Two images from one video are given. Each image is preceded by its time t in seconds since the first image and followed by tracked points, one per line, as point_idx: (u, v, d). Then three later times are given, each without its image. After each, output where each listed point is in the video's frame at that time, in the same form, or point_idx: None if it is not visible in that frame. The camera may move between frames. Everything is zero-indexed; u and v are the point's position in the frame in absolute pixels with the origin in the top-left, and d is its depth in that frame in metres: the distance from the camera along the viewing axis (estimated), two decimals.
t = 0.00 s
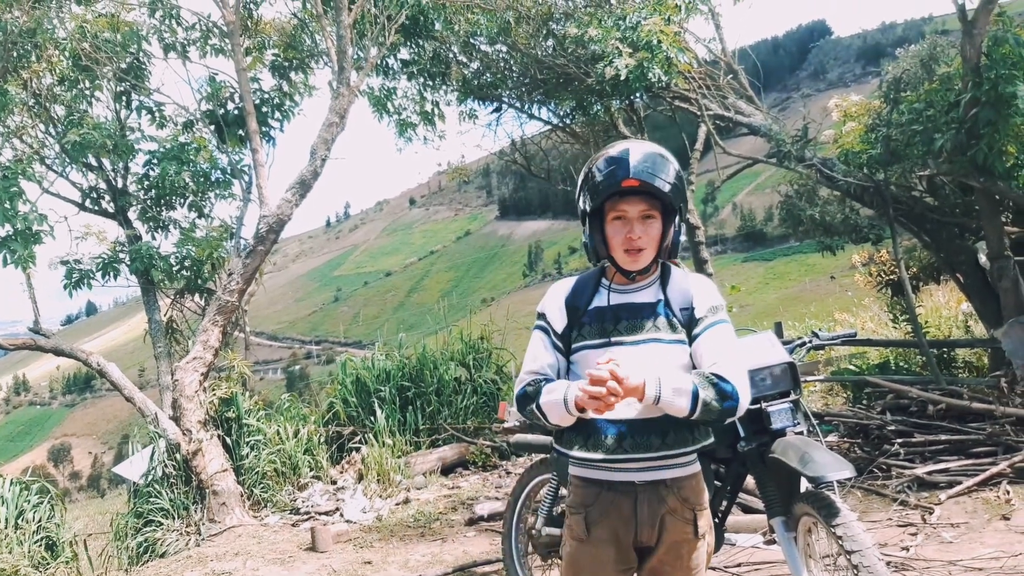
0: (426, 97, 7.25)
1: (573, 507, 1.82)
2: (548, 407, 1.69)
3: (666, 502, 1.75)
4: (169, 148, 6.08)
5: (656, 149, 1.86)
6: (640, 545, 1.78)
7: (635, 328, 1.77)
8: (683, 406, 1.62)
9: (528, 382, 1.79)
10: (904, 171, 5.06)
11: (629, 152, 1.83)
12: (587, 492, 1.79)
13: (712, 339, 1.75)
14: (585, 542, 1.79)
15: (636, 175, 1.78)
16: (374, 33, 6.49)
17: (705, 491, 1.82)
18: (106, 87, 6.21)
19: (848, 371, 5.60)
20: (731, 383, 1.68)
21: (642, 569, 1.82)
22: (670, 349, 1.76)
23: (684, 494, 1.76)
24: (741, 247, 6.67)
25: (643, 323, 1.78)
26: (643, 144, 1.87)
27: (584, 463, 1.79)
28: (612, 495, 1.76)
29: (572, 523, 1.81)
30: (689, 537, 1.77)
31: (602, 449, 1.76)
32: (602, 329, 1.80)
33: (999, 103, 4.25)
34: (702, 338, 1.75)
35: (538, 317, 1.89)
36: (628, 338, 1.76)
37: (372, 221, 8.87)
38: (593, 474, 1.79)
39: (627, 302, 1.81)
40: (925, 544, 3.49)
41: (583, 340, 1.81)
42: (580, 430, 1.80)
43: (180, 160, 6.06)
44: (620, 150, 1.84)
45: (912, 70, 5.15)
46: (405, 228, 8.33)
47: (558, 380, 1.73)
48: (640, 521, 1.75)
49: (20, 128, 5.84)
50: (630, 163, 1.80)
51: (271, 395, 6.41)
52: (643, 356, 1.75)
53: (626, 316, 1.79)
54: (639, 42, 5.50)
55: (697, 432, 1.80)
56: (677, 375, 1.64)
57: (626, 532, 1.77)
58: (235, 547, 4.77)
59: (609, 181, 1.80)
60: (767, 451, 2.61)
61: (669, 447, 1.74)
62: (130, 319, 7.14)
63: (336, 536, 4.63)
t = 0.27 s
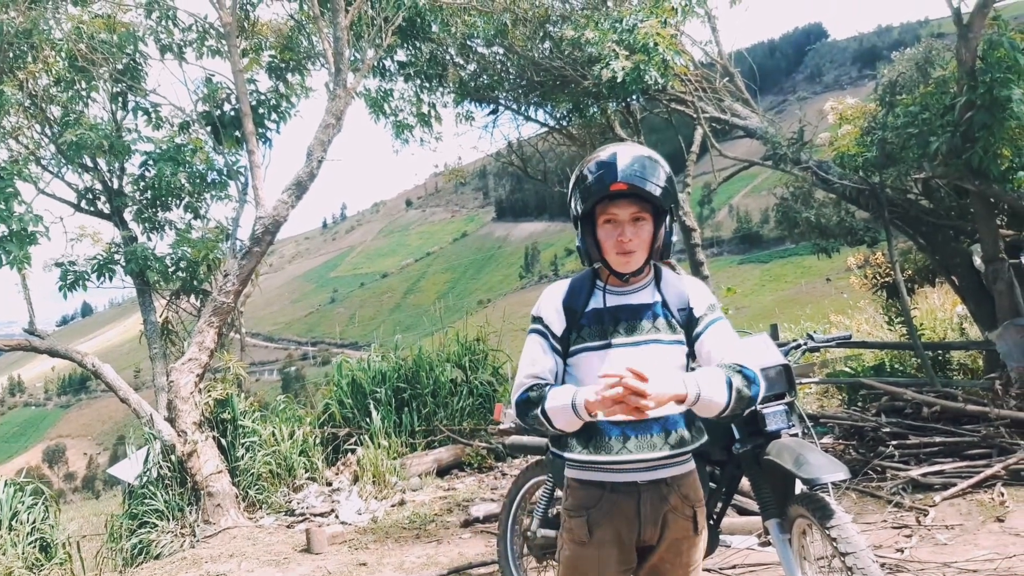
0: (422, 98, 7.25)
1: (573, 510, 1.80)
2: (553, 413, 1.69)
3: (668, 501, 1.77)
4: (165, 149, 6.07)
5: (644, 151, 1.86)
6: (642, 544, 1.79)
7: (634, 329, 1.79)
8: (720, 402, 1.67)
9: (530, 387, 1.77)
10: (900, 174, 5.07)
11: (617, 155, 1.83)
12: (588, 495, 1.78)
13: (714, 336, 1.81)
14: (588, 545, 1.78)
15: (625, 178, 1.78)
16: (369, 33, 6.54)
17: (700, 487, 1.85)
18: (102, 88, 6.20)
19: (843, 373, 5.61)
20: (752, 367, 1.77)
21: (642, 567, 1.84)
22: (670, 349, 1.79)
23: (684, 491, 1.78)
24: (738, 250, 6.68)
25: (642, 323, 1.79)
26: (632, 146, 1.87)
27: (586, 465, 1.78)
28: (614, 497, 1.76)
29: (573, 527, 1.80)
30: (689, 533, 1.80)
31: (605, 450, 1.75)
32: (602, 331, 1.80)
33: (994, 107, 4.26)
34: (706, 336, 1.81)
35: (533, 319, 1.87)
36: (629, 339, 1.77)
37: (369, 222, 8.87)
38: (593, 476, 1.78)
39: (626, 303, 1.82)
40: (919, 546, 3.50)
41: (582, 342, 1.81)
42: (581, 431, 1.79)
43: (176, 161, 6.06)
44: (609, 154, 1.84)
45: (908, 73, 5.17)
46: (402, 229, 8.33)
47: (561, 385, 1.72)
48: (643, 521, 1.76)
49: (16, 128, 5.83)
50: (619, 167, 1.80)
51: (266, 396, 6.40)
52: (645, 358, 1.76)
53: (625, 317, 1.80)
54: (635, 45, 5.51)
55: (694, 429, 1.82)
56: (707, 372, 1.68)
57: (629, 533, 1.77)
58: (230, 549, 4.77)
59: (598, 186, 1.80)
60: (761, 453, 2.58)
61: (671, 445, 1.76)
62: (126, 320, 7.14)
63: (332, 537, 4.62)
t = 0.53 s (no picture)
0: (418, 98, 7.24)
1: (571, 509, 1.81)
2: (507, 377, 1.71)
3: (665, 498, 1.78)
4: (160, 148, 6.06)
5: (632, 155, 1.85)
6: (640, 543, 1.80)
7: (631, 327, 1.80)
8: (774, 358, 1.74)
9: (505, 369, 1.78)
10: (895, 174, 5.08)
11: (604, 161, 1.82)
12: (586, 494, 1.80)
13: (713, 318, 1.81)
14: (586, 544, 1.78)
15: (612, 184, 1.78)
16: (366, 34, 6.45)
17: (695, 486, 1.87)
18: (97, 87, 6.18)
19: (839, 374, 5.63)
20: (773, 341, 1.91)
21: (638, 568, 1.84)
22: (666, 347, 1.80)
23: (681, 488, 1.80)
24: (734, 250, 6.69)
25: (638, 322, 1.81)
26: (620, 151, 1.86)
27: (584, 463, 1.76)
28: (612, 495, 1.77)
29: (571, 526, 1.80)
30: (686, 531, 1.81)
31: (604, 447, 1.74)
32: (598, 329, 1.81)
33: (988, 108, 4.28)
34: (706, 318, 1.81)
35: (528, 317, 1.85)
36: (625, 336, 1.79)
37: (366, 222, 8.86)
38: (592, 475, 1.79)
39: (622, 302, 1.83)
40: (914, 546, 3.51)
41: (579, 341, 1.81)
42: (580, 429, 1.77)
43: (172, 161, 6.05)
44: (597, 159, 1.83)
45: (903, 75, 5.18)
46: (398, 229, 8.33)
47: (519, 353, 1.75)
48: (641, 519, 1.77)
49: (10, 127, 5.80)
50: (605, 172, 1.80)
51: (262, 396, 6.39)
52: (641, 355, 1.77)
53: (621, 314, 1.82)
54: (631, 45, 5.51)
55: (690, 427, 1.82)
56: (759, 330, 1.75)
57: (627, 531, 1.77)
58: (225, 549, 4.76)
59: (586, 192, 1.80)
60: (756, 454, 2.59)
61: (670, 441, 1.74)
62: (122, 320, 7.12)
63: (328, 537, 4.62)
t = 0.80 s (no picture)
0: (415, 100, 7.24)
1: (568, 509, 1.81)
2: (527, 379, 1.68)
3: (662, 499, 1.79)
4: (157, 151, 6.06)
5: (626, 156, 1.85)
6: (636, 543, 1.81)
7: (629, 329, 1.81)
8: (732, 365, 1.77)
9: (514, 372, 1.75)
10: (891, 176, 5.10)
11: (599, 162, 1.83)
12: (584, 494, 1.79)
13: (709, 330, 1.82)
14: (583, 544, 1.78)
15: (606, 185, 1.78)
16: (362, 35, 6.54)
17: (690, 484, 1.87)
18: (94, 90, 6.18)
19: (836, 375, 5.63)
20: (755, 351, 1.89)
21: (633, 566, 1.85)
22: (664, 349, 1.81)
23: (677, 488, 1.80)
24: (730, 252, 6.70)
25: (636, 323, 1.81)
26: (615, 151, 1.86)
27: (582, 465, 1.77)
28: (610, 496, 1.77)
29: (568, 525, 1.80)
30: (682, 531, 1.82)
31: (603, 449, 1.74)
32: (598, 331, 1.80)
33: (983, 110, 4.28)
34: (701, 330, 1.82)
35: (527, 319, 1.84)
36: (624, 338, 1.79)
37: (363, 224, 8.87)
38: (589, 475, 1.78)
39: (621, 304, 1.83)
40: (911, 547, 3.51)
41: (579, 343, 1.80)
42: (577, 431, 1.77)
43: (168, 163, 6.05)
44: (591, 161, 1.84)
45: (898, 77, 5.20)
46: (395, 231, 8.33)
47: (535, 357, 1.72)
48: (638, 519, 1.77)
49: (6, 130, 5.80)
50: (600, 173, 1.80)
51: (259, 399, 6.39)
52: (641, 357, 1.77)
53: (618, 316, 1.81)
54: (628, 47, 5.51)
55: (687, 428, 1.82)
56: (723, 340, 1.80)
57: (623, 531, 1.77)
58: (222, 552, 4.75)
59: (581, 193, 1.80)
60: (752, 456, 2.59)
61: (667, 444, 1.75)
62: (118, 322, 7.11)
63: (324, 540, 4.61)
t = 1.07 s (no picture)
0: (411, 100, 7.25)
1: (561, 508, 1.81)
2: (534, 389, 1.66)
3: (654, 498, 1.80)
4: (151, 148, 6.05)
5: (625, 154, 1.87)
6: (628, 542, 1.81)
7: (623, 329, 1.81)
8: (691, 396, 1.69)
9: (514, 375, 1.75)
10: (884, 177, 5.12)
11: (598, 159, 1.84)
12: (577, 493, 1.79)
13: (697, 340, 1.85)
14: (576, 543, 1.78)
15: (604, 181, 1.80)
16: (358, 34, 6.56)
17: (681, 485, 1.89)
18: (89, 86, 6.18)
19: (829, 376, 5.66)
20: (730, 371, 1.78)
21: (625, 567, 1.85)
22: (657, 350, 1.82)
23: (668, 487, 1.82)
24: (725, 252, 6.72)
25: (630, 324, 1.82)
26: (614, 149, 1.88)
27: (576, 464, 1.79)
28: (603, 494, 1.77)
29: (561, 524, 1.80)
30: (674, 530, 1.83)
31: (597, 448, 1.76)
32: (592, 331, 1.81)
33: (976, 112, 4.31)
34: (689, 340, 1.85)
35: (521, 319, 1.85)
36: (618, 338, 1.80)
37: (358, 223, 8.86)
38: (582, 475, 1.79)
39: (615, 304, 1.84)
40: (902, 547, 3.54)
41: (573, 342, 1.81)
42: (571, 430, 1.79)
43: (163, 161, 6.04)
44: (591, 157, 1.85)
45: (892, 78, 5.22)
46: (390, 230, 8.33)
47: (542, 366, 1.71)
48: (630, 518, 1.78)
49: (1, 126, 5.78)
50: (599, 170, 1.82)
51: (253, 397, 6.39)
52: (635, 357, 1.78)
53: (612, 316, 1.82)
54: (623, 48, 5.53)
55: (678, 428, 1.84)
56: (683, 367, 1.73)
57: (616, 529, 1.77)
58: (216, 550, 4.76)
59: (579, 189, 1.82)
60: (744, 454, 2.61)
61: (659, 444, 1.78)
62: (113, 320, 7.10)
63: (318, 538, 4.62)
